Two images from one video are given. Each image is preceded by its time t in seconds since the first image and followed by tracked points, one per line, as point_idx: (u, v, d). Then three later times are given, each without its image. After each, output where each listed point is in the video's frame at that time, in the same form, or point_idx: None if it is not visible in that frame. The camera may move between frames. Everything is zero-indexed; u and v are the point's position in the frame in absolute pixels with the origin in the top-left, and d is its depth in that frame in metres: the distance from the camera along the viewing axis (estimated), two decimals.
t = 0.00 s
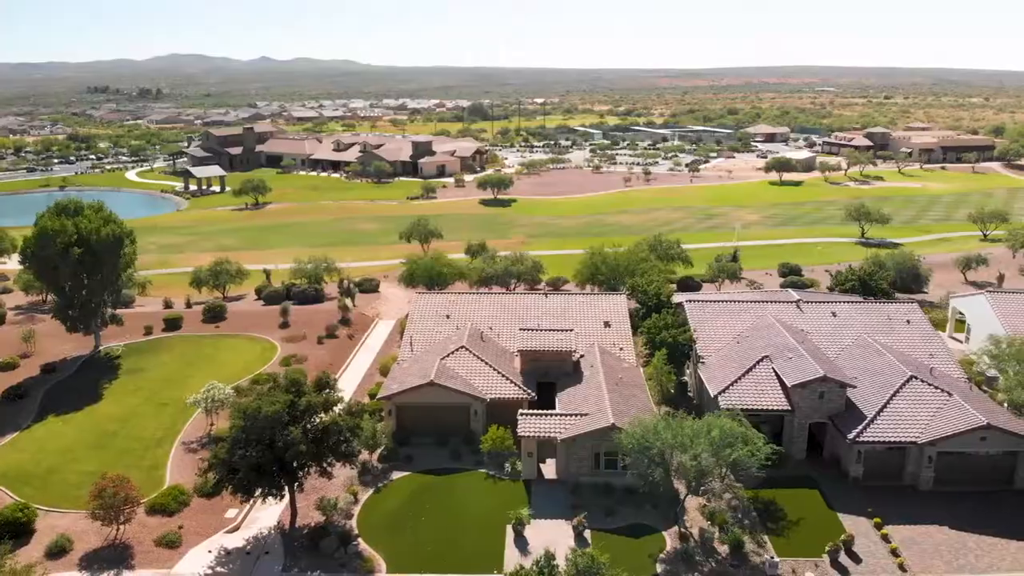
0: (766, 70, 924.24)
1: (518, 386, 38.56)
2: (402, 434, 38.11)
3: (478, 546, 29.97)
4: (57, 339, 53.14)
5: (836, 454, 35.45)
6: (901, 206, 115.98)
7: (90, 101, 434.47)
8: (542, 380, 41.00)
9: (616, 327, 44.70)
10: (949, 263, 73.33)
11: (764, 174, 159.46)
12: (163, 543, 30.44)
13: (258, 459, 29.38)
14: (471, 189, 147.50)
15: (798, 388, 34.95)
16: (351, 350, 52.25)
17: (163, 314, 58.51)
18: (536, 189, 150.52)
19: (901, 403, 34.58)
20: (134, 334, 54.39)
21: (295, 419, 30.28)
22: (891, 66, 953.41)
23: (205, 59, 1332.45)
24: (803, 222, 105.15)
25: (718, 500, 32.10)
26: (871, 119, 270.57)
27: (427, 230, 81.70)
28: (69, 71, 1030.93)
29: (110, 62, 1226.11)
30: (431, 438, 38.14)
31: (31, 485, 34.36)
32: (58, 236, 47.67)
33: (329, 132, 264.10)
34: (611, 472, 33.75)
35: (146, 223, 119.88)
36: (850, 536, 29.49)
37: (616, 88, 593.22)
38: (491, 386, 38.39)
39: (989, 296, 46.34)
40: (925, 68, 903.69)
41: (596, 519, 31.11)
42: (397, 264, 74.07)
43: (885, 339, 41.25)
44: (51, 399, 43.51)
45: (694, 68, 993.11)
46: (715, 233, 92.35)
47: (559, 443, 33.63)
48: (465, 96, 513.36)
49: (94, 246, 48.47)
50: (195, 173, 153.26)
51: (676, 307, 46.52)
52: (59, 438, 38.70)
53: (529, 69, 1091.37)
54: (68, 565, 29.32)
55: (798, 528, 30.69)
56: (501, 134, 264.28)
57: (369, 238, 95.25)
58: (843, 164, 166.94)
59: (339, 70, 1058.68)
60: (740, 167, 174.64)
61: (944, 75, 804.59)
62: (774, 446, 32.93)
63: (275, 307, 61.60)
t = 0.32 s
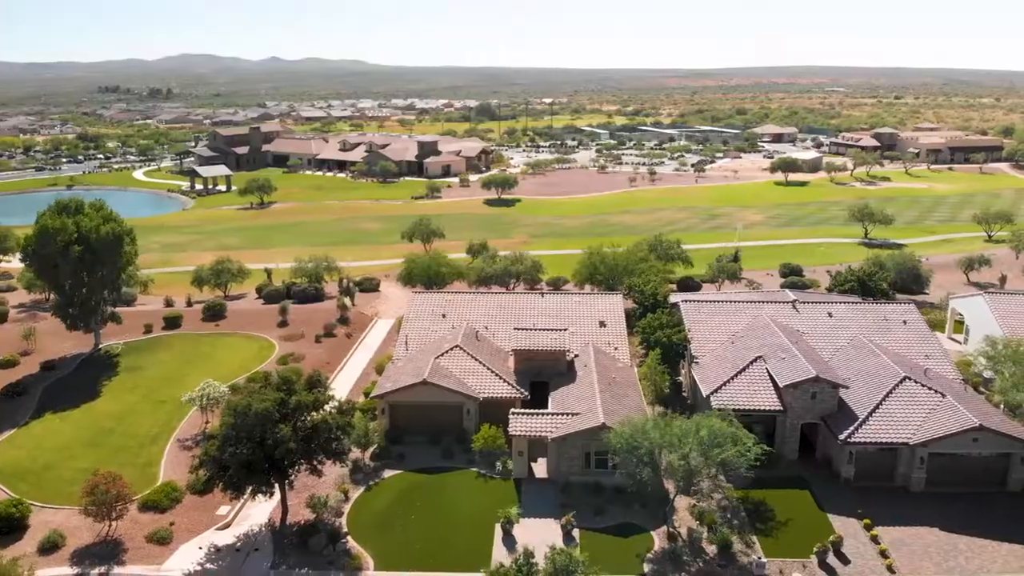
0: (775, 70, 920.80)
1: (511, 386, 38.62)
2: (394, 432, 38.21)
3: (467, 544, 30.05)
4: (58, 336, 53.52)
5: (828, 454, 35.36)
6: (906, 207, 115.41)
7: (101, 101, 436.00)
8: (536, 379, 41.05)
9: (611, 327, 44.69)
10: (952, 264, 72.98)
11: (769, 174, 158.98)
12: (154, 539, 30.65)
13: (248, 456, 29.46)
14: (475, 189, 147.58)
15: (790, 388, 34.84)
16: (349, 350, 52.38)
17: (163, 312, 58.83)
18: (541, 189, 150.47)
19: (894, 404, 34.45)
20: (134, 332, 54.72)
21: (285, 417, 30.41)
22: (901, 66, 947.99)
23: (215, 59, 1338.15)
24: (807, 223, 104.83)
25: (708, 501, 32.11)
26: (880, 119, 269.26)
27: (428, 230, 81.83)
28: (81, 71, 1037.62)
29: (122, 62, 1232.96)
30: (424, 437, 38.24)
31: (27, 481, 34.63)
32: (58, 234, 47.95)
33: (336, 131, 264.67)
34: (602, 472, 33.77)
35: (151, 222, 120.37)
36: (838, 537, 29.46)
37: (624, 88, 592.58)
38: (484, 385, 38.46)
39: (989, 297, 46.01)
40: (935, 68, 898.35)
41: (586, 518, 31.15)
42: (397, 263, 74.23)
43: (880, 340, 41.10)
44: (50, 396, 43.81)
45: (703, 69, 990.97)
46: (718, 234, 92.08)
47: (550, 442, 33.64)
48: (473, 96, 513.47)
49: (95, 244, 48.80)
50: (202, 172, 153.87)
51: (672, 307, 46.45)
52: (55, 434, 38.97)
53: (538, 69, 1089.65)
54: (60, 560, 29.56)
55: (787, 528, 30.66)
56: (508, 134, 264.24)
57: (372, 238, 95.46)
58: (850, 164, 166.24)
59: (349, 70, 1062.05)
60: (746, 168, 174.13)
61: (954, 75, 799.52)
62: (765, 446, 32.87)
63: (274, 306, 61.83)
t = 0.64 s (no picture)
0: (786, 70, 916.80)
1: (505, 385, 38.65)
2: (387, 431, 38.34)
3: (455, 542, 30.16)
4: (59, 334, 53.93)
5: (820, 455, 35.24)
6: (912, 207, 114.73)
7: (112, 101, 438.36)
8: (530, 379, 41.10)
9: (606, 326, 44.68)
10: (955, 265, 72.54)
11: (776, 174, 158.46)
12: (145, 535, 30.89)
13: (238, 454, 29.64)
14: (480, 189, 147.75)
15: (781, 388, 34.74)
16: (347, 349, 52.60)
17: (163, 310, 59.21)
18: (547, 189, 150.39)
19: (886, 405, 34.31)
20: (134, 330, 55.10)
21: (275, 415, 30.56)
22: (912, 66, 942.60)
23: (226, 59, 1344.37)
24: (811, 223, 104.42)
25: (697, 501, 32.08)
26: (889, 120, 267.84)
27: (430, 229, 82.01)
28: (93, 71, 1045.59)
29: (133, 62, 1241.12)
30: (417, 435, 38.34)
31: (22, 476, 34.92)
32: (59, 232, 48.18)
33: (345, 131, 265.57)
34: (591, 471, 33.80)
35: (157, 221, 121.17)
36: (825, 537, 29.38)
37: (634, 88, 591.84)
38: (478, 385, 38.49)
39: (988, 298, 45.74)
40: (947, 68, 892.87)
41: (574, 518, 31.25)
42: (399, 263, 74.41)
43: (876, 341, 40.91)
44: (49, 393, 44.15)
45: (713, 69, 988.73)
46: (721, 234, 91.85)
47: (540, 441, 33.69)
48: (483, 96, 513.98)
49: (95, 242, 49.02)
50: (209, 172, 154.75)
51: (668, 307, 46.39)
52: (52, 431, 39.24)
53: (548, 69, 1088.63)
54: (52, 556, 29.81)
55: (776, 529, 30.58)
56: (516, 134, 264.34)
57: (375, 237, 95.79)
58: (858, 164, 165.44)
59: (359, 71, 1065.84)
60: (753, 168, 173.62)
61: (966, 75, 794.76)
62: (755, 447, 32.82)
63: (275, 305, 62.09)
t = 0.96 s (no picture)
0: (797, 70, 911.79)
1: (497, 384, 38.72)
2: (380, 429, 38.48)
3: (442, 540, 30.24)
4: (61, 331, 54.44)
5: (811, 456, 35.11)
6: (920, 208, 113.92)
7: (125, 101, 441.27)
8: (524, 378, 41.25)
9: (601, 326, 44.66)
10: (960, 266, 71.99)
11: (784, 175, 157.79)
12: (135, 531, 31.14)
13: (227, 451, 29.86)
14: (487, 189, 147.90)
15: (772, 389, 34.66)
16: (345, 347, 52.81)
17: (165, 308, 59.67)
18: (553, 189, 150.30)
19: (878, 406, 34.12)
20: (135, 328, 55.55)
21: (264, 413, 30.77)
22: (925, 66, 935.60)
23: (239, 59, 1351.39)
24: (817, 224, 103.91)
25: (686, 501, 32.06)
26: (901, 120, 266.02)
27: (433, 230, 82.26)
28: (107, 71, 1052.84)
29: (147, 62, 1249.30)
30: (409, 434, 38.48)
31: (18, 471, 35.30)
32: (59, 231, 48.50)
33: (354, 131, 266.53)
34: (580, 471, 33.85)
35: (165, 220, 122.09)
36: (813, 538, 29.31)
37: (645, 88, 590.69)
38: (470, 384, 38.58)
39: (988, 300, 45.40)
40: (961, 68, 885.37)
41: (562, 517, 31.31)
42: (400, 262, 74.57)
43: (871, 342, 40.72)
44: (48, 390, 44.59)
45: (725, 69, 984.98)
46: (725, 234, 91.65)
47: (530, 440, 33.75)
48: (493, 96, 514.42)
49: (96, 241, 49.34)
50: (217, 171, 155.75)
51: (664, 307, 46.33)
52: (50, 427, 39.61)
53: (561, 68, 1083.28)
54: (43, 551, 30.11)
55: (763, 530, 30.53)
56: (524, 134, 264.44)
57: (379, 236, 96.14)
58: (867, 164, 164.35)
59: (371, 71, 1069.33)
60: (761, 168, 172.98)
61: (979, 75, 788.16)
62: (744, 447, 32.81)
63: (275, 303, 62.44)
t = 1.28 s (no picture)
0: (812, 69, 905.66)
1: (489, 383, 38.79)
2: (372, 427, 38.67)
3: (428, 537, 30.38)
4: (63, 329, 54.97)
5: (802, 457, 34.96)
6: (929, 209, 113.00)
7: (140, 100, 444.26)
8: (516, 377, 41.22)
9: (596, 325, 44.67)
10: (965, 267, 71.40)
11: (793, 175, 156.95)
12: (126, 526, 31.45)
13: (216, 447, 30.14)
14: (494, 189, 148.06)
15: (762, 389, 34.57)
16: (343, 346, 53.11)
17: (168, 306, 60.19)
18: (561, 189, 150.23)
19: (869, 408, 33.94)
20: (137, 326, 56.09)
21: (253, 410, 31.04)
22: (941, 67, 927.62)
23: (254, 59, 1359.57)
24: (824, 225, 103.33)
25: (673, 501, 32.06)
26: (914, 121, 263.81)
27: (436, 229, 82.53)
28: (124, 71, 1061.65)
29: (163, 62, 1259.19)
30: (401, 432, 38.63)
31: (14, 466, 35.72)
32: (61, 229, 49.01)
33: (365, 131, 267.45)
34: (569, 470, 33.90)
35: (174, 218, 123.09)
36: (799, 539, 29.22)
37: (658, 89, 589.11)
38: (463, 383, 38.69)
39: (987, 302, 45.08)
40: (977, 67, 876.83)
41: (549, 516, 31.38)
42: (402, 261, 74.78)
43: (866, 342, 40.53)
44: (47, 387, 45.05)
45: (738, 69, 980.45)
46: (730, 235, 91.28)
47: (519, 438, 33.83)
48: (505, 96, 514.61)
49: (97, 238, 49.87)
50: (227, 170, 156.87)
51: (660, 307, 46.24)
52: (48, 422, 40.06)
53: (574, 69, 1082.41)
54: (35, 544, 30.48)
55: (750, 530, 30.44)
56: (535, 134, 264.46)
57: (384, 236, 96.56)
58: (878, 165, 163.06)
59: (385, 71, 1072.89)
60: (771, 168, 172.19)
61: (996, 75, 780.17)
62: (732, 448, 32.78)
63: (277, 302, 62.82)
